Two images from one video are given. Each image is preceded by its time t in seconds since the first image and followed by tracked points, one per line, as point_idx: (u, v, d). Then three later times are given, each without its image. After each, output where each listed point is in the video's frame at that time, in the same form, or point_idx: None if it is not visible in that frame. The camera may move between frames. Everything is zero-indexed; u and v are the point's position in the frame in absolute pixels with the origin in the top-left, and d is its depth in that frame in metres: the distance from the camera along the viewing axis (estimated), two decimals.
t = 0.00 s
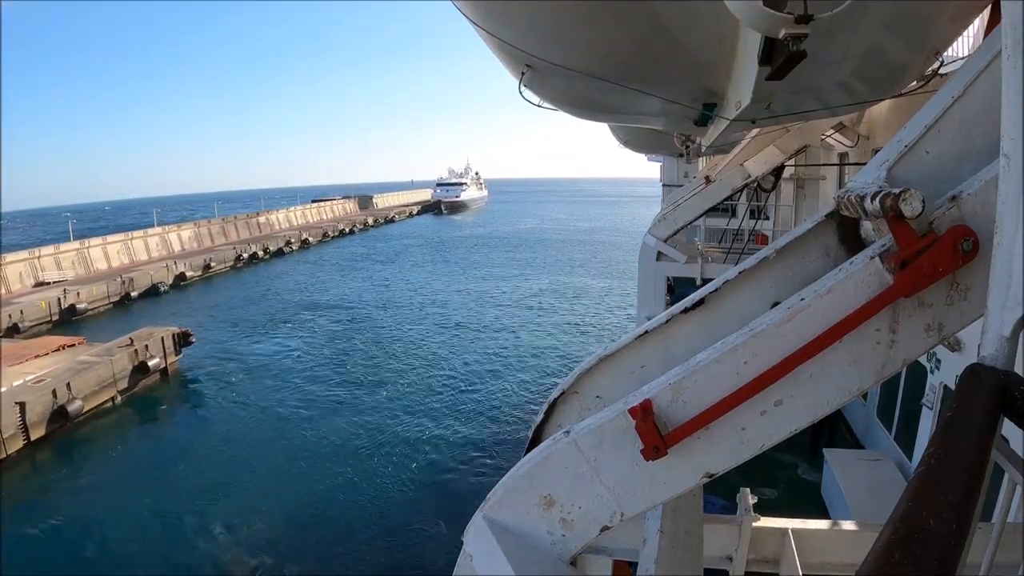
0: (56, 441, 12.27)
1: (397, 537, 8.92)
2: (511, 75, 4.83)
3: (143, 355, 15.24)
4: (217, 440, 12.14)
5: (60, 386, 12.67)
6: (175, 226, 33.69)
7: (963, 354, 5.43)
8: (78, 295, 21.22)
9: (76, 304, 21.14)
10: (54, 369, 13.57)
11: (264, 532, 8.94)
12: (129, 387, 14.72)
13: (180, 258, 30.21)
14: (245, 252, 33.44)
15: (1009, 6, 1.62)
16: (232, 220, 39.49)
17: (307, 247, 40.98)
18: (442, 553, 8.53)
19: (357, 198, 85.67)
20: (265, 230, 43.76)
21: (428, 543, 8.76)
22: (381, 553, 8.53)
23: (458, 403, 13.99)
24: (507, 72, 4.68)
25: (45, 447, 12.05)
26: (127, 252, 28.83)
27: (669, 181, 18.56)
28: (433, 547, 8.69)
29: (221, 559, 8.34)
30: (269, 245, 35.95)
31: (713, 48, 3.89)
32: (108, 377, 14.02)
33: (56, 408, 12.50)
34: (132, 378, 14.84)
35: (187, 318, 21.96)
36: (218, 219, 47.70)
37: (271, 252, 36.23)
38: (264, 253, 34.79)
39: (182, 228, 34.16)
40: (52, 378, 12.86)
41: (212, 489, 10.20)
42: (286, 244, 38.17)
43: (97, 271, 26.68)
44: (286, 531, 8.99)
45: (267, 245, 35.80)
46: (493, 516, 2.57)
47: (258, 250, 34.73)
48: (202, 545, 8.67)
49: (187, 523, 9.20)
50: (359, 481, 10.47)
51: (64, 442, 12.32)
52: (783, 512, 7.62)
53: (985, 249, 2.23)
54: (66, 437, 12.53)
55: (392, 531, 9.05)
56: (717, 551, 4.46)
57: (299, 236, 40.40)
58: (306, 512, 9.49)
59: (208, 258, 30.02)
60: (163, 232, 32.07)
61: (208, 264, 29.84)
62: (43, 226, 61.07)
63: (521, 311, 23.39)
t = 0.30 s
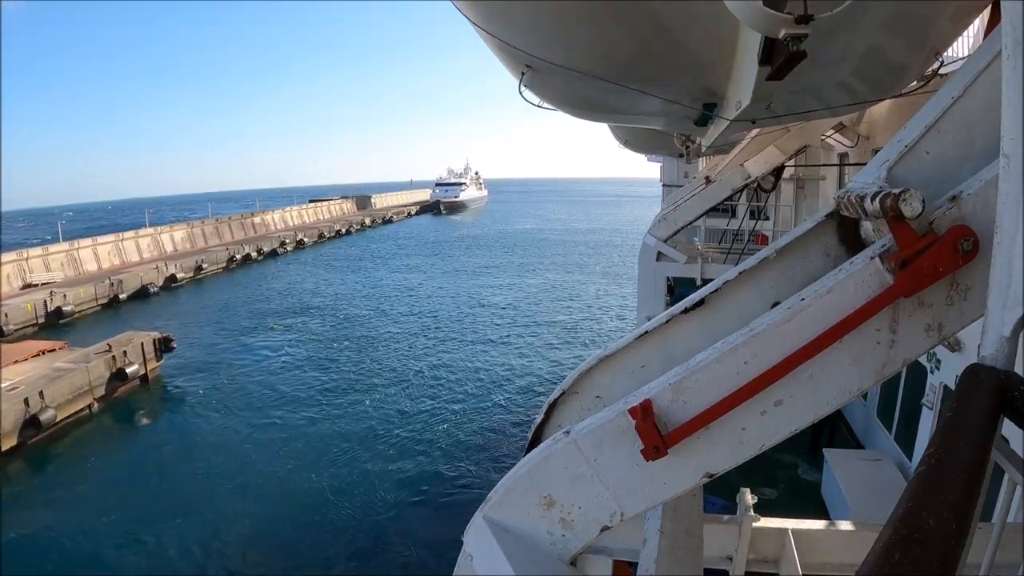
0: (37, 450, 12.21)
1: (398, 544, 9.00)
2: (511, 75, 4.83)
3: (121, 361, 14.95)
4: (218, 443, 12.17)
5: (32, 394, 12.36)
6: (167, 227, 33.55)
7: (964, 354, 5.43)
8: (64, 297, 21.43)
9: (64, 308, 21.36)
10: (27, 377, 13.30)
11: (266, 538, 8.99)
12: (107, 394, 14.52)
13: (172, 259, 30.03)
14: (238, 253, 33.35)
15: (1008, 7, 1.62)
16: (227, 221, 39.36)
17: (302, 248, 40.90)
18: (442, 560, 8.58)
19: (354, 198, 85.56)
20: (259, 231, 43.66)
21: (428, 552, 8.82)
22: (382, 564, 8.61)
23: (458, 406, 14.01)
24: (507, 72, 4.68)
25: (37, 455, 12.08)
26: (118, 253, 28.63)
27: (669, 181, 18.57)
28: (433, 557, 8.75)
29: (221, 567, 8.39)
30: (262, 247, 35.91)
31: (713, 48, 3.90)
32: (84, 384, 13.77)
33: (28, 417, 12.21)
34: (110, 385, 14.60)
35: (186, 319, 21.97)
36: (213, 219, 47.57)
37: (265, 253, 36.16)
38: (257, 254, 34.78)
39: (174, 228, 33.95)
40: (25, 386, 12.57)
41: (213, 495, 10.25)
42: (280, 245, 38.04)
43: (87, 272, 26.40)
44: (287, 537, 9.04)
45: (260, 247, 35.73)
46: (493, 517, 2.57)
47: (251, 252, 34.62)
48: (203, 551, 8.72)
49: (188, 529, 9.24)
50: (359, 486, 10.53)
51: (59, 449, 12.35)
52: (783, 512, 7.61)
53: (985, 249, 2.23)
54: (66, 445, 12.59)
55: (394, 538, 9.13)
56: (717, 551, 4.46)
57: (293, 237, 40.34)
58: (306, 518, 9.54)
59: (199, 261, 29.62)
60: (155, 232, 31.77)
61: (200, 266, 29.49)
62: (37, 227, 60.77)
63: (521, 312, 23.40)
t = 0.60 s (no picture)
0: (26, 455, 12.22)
1: (398, 547, 9.04)
2: (511, 75, 4.83)
3: (98, 368, 14.76)
4: (218, 445, 12.19)
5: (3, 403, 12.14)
6: (160, 227, 33.48)
7: (964, 354, 5.43)
8: (50, 299, 21.39)
9: (49, 309, 21.31)
10: None
11: (266, 540, 9.01)
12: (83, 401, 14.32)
13: (161, 260, 30.29)
14: (231, 253, 33.33)
15: (1009, 6, 1.62)
16: (221, 221, 39.30)
17: (297, 248, 40.94)
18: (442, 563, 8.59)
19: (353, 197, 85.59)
20: (254, 231, 43.59)
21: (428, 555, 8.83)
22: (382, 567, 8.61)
23: (456, 407, 14.03)
24: (508, 72, 4.68)
25: (35, 459, 12.08)
26: (108, 254, 29.01)
27: (669, 180, 18.58)
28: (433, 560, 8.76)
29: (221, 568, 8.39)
30: (256, 247, 35.89)
31: (713, 48, 3.90)
32: (57, 392, 13.57)
33: None
34: (86, 392, 14.40)
35: (185, 321, 21.98)
36: (210, 219, 47.59)
37: (259, 254, 36.12)
38: (251, 255, 34.76)
39: (167, 228, 33.91)
40: None
41: (213, 496, 10.27)
42: (275, 245, 38.08)
43: (75, 274, 26.88)
44: (287, 539, 9.06)
45: (254, 247, 35.74)
46: (493, 517, 2.57)
47: (245, 252, 34.62)
48: (203, 552, 8.74)
49: (188, 530, 9.26)
50: (359, 489, 10.56)
51: (58, 452, 12.36)
52: (782, 512, 7.61)
53: (985, 249, 2.23)
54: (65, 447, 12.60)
55: (394, 542, 9.17)
56: (717, 550, 4.46)
57: (288, 237, 40.34)
58: (306, 520, 9.56)
59: (190, 261, 29.47)
60: (146, 232, 31.93)
61: (190, 267, 29.40)
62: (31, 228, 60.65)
63: (520, 312, 23.40)
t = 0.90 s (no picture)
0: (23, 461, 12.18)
1: (397, 551, 9.07)
2: (511, 75, 4.83)
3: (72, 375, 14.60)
4: (217, 447, 12.19)
5: None
6: (152, 228, 32.95)
7: (964, 354, 5.43)
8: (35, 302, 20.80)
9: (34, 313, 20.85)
10: None
11: (263, 544, 9.02)
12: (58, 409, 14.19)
13: (152, 261, 29.75)
14: (222, 254, 33.20)
15: (1008, 7, 1.62)
16: (214, 221, 39.09)
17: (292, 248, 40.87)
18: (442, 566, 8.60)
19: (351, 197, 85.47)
20: (247, 232, 43.42)
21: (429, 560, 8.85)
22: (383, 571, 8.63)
23: (454, 409, 14.06)
24: (508, 72, 4.68)
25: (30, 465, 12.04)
26: (97, 255, 28.30)
27: (669, 180, 18.58)
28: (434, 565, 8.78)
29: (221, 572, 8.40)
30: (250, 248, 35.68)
31: (713, 48, 3.90)
32: (31, 401, 13.42)
33: None
34: (61, 400, 14.27)
35: (183, 321, 21.98)
36: (207, 219, 47.39)
37: (253, 255, 35.94)
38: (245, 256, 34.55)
39: (159, 229, 33.37)
40: None
41: (212, 499, 10.27)
42: (269, 245, 37.94)
43: (65, 275, 26.04)
44: (287, 542, 9.07)
45: (248, 248, 35.61)
46: (493, 517, 2.57)
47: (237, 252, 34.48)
48: (201, 556, 8.73)
49: (187, 534, 9.26)
50: (359, 493, 10.57)
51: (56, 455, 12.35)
52: (783, 512, 7.60)
53: (985, 249, 2.23)
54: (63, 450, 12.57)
55: (392, 546, 9.19)
56: (717, 550, 4.46)
57: (283, 237, 40.18)
58: (304, 524, 9.57)
59: (181, 262, 29.18)
60: (138, 233, 31.40)
61: (182, 267, 29.03)
62: (24, 228, 60.21)
63: (520, 312, 23.46)
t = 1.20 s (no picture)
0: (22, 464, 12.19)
1: (395, 554, 9.10)
2: (511, 75, 4.83)
3: (46, 384, 14.07)
4: (217, 449, 12.21)
5: None
6: (144, 230, 33.18)
7: (964, 354, 5.43)
8: (20, 305, 21.19)
9: (20, 316, 21.17)
10: None
11: (263, 546, 9.05)
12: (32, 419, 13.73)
13: (142, 263, 30.13)
14: (216, 256, 33.31)
15: (1008, 7, 1.62)
16: (210, 222, 39.12)
17: (287, 250, 41.05)
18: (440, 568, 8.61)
19: (350, 197, 85.52)
20: (243, 233, 43.46)
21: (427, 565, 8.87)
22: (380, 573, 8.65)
23: (454, 411, 14.09)
24: (508, 72, 4.68)
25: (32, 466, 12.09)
26: (88, 257, 28.75)
27: (670, 181, 18.60)
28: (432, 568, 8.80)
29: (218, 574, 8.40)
30: (242, 250, 35.75)
31: (714, 49, 3.90)
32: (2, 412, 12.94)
33: None
34: (35, 410, 13.78)
35: (183, 322, 22.03)
36: (204, 220, 47.42)
37: (246, 256, 36.02)
38: (237, 257, 34.55)
39: (151, 231, 33.61)
40: None
41: (211, 501, 10.29)
42: (264, 247, 38.01)
43: (53, 277, 26.58)
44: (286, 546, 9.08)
45: (241, 249, 35.71)
46: (493, 517, 2.57)
47: (231, 254, 34.59)
48: (201, 557, 8.75)
49: (187, 534, 9.29)
50: (358, 494, 10.59)
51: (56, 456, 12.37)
52: (782, 512, 7.61)
53: (985, 249, 2.23)
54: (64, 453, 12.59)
55: (391, 549, 9.22)
56: (717, 550, 4.47)
57: (279, 238, 40.31)
58: (303, 527, 9.60)
59: (172, 264, 29.48)
60: (129, 235, 31.72)
61: (172, 270, 29.39)
62: (20, 229, 60.46)
63: (516, 313, 23.53)
